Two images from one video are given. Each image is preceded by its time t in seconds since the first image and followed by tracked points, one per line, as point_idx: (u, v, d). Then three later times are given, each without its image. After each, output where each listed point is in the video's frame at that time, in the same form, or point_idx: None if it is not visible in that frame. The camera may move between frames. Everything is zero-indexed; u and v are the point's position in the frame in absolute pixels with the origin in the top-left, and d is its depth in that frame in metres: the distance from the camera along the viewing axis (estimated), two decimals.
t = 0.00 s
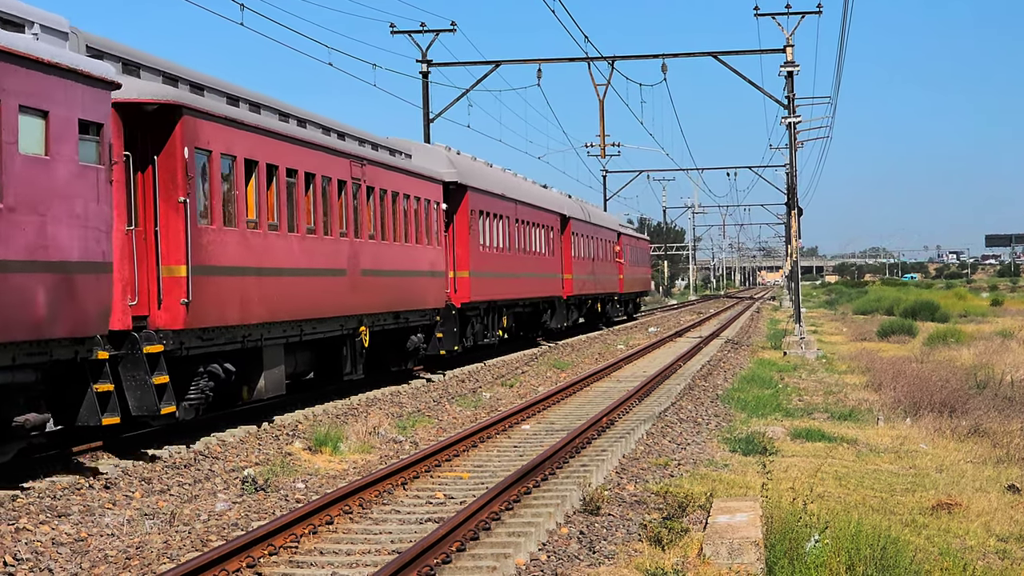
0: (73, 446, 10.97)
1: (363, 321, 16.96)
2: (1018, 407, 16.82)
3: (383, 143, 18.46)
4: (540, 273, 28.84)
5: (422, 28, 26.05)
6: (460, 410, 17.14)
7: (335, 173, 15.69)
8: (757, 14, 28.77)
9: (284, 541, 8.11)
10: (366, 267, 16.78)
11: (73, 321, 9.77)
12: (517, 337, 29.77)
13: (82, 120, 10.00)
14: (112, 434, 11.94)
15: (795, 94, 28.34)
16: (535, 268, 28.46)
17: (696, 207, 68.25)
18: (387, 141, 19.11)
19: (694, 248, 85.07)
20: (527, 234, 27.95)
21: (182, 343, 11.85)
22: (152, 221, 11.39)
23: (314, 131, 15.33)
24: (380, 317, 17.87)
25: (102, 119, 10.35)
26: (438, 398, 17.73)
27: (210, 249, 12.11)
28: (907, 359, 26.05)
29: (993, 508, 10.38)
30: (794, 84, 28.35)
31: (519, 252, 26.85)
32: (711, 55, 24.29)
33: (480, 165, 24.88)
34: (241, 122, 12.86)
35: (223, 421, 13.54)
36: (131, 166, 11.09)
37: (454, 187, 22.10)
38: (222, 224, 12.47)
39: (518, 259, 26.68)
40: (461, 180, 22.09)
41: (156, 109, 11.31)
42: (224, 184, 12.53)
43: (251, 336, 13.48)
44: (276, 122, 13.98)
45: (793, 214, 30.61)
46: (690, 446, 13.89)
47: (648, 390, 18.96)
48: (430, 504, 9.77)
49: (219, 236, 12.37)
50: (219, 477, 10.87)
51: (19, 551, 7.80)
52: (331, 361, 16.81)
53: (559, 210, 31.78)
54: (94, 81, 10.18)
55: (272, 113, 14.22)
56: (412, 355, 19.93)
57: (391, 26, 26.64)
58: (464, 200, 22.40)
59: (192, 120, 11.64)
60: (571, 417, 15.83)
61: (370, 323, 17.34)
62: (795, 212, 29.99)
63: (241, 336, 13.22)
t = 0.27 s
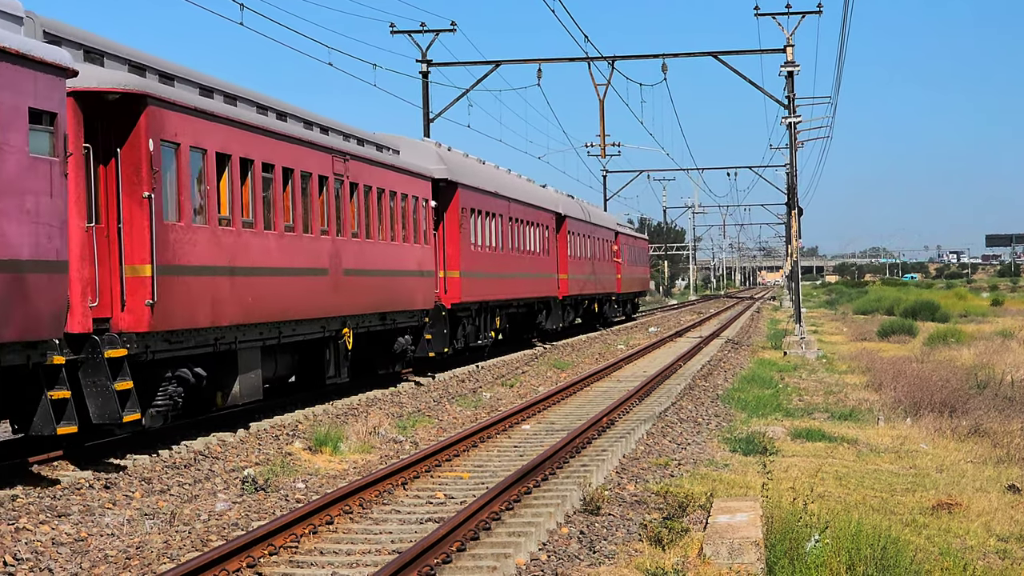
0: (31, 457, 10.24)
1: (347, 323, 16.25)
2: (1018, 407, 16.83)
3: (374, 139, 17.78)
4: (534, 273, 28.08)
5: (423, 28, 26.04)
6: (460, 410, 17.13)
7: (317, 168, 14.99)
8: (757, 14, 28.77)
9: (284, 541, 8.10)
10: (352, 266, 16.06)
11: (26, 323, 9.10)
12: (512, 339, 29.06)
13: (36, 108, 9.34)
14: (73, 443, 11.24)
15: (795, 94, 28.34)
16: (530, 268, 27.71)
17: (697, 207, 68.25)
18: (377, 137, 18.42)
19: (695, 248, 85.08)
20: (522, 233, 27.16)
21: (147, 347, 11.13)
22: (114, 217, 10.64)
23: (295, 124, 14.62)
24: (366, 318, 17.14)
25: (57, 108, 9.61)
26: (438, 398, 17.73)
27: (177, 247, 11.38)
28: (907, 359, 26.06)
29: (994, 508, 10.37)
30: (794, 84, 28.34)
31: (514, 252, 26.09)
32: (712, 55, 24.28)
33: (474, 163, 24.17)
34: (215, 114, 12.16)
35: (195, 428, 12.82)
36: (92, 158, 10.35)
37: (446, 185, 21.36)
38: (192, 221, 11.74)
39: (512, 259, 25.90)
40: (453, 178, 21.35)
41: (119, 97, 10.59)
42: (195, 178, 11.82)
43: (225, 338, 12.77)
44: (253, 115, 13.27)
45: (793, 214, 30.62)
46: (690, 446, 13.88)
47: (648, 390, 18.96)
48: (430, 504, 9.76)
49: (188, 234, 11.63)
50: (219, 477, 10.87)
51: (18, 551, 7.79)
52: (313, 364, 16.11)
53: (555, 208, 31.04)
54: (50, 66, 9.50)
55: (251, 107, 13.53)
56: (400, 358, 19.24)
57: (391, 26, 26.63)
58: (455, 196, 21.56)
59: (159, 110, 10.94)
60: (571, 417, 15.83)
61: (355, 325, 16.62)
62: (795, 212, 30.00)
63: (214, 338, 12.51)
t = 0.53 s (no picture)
0: None
1: (328, 324, 15.57)
2: (1018, 406, 16.85)
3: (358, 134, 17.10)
4: (528, 272, 27.37)
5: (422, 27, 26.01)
6: (460, 410, 17.14)
7: (296, 163, 14.32)
8: (758, 14, 28.75)
9: (284, 541, 8.10)
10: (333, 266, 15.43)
11: None
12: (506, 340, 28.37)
13: None
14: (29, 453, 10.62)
15: (795, 93, 28.34)
16: (524, 267, 27.00)
17: (697, 207, 68.25)
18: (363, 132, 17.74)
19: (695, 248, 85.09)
20: (515, 231, 26.45)
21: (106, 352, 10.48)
22: (72, 213, 10.06)
23: (273, 118, 13.95)
24: (349, 319, 16.48)
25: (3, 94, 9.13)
26: (437, 397, 17.72)
27: (141, 245, 10.75)
28: (907, 358, 26.07)
29: (994, 508, 10.37)
30: (794, 84, 28.34)
31: (506, 250, 25.35)
32: (712, 55, 24.28)
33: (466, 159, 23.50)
34: (182, 104, 11.48)
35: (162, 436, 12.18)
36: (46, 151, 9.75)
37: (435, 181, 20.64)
38: (158, 217, 11.10)
39: (504, 258, 25.21)
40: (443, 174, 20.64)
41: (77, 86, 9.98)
42: (161, 172, 11.17)
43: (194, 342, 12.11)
44: (226, 106, 12.59)
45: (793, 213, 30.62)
46: (690, 446, 13.87)
47: (648, 390, 18.96)
48: (430, 503, 9.76)
49: (154, 231, 11.00)
50: (219, 476, 10.87)
51: (18, 551, 7.79)
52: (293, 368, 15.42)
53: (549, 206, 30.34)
54: None
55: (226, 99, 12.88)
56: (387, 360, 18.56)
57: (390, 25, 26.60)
58: (445, 193, 20.87)
59: (121, 100, 10.32)
60: (570, 417, 15.83)
61: (337, 326, 15.94)
62: (795, 211, 30.00)
63: (181, 341, 11.86)
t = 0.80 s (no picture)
0: None
1: (309, 325, 14.89)
2: (1017, 405, 16.88)
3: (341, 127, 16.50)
4: (521, 272, 26.66)
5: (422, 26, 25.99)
6: (459, 409, 17.15)
7: (276, 158, 13.74)
8: (757, 13, 28.73)
9: (283, 540, 8.10)
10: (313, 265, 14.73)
11: None
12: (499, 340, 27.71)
13: None
14: None
15: (795, 92, 28.33)
16: (516, 265, 26.28)
17: (697, 207, 68.24)
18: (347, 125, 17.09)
19: (695, 247, 85.08)
20: (507, 229, 25.72)
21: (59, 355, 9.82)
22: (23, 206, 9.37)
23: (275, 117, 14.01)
24: (332, 320, 15.81)
25: None
26: (437, 397, 17.71)
27: (100, 242, 10.05)
28: (906, 358, 26.08)
29: (993, 508, 10.37)
30: (793, 83, 28.34)
31: (497, 249, 24.66)
32: (711, 54, 24.29)
33: (455, 155, 22.76)
34: (150, 95, 10.89)
35: (128, 443, 11.51)
36: None
37: (424, 177, 19.89)
38: (119, 213, 10.41)
39: (495, 257, 24.48)
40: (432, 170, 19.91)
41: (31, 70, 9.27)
42: (122, 165, 10.51)
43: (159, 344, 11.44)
44: (199, 97, 11.97)
45: (792, 212, 30.63)
46: (689, 445, 13.87)
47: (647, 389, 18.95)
48: (430, 503, 9.76)
49: (114, 227, 10.30)
50: (219, 476, 10.87)
51: (18, 550, 7.79)
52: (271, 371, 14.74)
53: (543, 204, 29.66)
54: None
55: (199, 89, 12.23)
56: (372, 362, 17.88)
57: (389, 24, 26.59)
58: (434, 189, 20.11)
59: (84, 89, 9.75)
60: (570, 416, 15.84)
61: (319, 327, 15.27)
62: (794, 210, 30.01)
63: (146, 344, 11.18)
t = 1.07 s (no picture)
0: None
1: (286, 325, 14.18)
2: (1016, 404, 16.90)
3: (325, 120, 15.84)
4: (512, 271, 25.83)
5: (421, 25, 25.98)
6: (458, 408, 17.13)
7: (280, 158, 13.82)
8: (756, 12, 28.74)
9: (282, 539, 8.09)
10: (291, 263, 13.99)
11: None
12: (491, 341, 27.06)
13: None
14: None
15: (793, 91, 28.33)
16: (507, 264, 25.48)
17: (695, 206, 68.20)
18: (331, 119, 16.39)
19: (694, 246, 85.06)
20: (498, 227, 24.86)
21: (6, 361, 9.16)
22: None
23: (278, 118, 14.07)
24: (312, 321, 15.09)
25: None
26: (436, 396, 17.70)
27: (51, 239, 9.36)
28: (906, 357, 26.10)
29: (992, 507, 10.37)
30: (792, 82, 28.34)
31: (488, 248, 23.86)
32: (710, 53, 24.32)
33: (445, 151, 21.91)
34: (146, 93, 10.79)
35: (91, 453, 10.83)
36: None
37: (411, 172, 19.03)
38: (75, 208, 9.73)
39: (485, 256, 23.62)
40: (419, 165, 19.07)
41: None
42: (79, 157, 9.83)
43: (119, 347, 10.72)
44: (197, 97, 11.90)
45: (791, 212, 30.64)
46: (688, 445, 13.87)
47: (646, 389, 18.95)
48: (429, 502, 9.75)
49: (68, 223, 9.61)
50: (218, 475, 10.86)
51: (17, 550, 7.78)
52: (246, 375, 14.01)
53: (536, 202, 28.81)
54: None
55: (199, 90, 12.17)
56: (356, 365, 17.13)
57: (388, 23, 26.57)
58: (422, 184, 19.21)
59: (73, 85, 9.65)
60: (569, 415, 15.83)
61: (297, 328, 14.57)
62: (793, 209, 30.02)
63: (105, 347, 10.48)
